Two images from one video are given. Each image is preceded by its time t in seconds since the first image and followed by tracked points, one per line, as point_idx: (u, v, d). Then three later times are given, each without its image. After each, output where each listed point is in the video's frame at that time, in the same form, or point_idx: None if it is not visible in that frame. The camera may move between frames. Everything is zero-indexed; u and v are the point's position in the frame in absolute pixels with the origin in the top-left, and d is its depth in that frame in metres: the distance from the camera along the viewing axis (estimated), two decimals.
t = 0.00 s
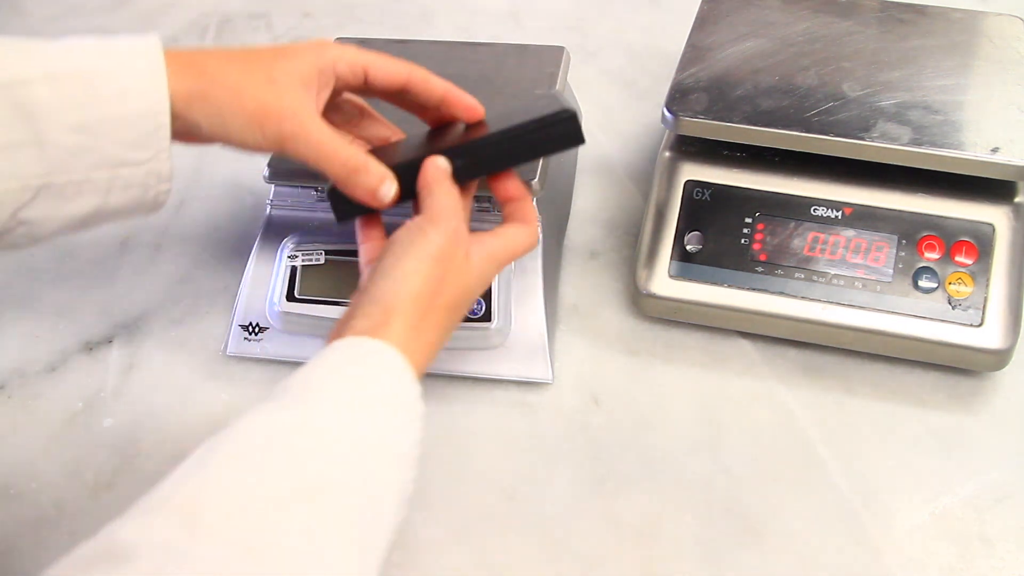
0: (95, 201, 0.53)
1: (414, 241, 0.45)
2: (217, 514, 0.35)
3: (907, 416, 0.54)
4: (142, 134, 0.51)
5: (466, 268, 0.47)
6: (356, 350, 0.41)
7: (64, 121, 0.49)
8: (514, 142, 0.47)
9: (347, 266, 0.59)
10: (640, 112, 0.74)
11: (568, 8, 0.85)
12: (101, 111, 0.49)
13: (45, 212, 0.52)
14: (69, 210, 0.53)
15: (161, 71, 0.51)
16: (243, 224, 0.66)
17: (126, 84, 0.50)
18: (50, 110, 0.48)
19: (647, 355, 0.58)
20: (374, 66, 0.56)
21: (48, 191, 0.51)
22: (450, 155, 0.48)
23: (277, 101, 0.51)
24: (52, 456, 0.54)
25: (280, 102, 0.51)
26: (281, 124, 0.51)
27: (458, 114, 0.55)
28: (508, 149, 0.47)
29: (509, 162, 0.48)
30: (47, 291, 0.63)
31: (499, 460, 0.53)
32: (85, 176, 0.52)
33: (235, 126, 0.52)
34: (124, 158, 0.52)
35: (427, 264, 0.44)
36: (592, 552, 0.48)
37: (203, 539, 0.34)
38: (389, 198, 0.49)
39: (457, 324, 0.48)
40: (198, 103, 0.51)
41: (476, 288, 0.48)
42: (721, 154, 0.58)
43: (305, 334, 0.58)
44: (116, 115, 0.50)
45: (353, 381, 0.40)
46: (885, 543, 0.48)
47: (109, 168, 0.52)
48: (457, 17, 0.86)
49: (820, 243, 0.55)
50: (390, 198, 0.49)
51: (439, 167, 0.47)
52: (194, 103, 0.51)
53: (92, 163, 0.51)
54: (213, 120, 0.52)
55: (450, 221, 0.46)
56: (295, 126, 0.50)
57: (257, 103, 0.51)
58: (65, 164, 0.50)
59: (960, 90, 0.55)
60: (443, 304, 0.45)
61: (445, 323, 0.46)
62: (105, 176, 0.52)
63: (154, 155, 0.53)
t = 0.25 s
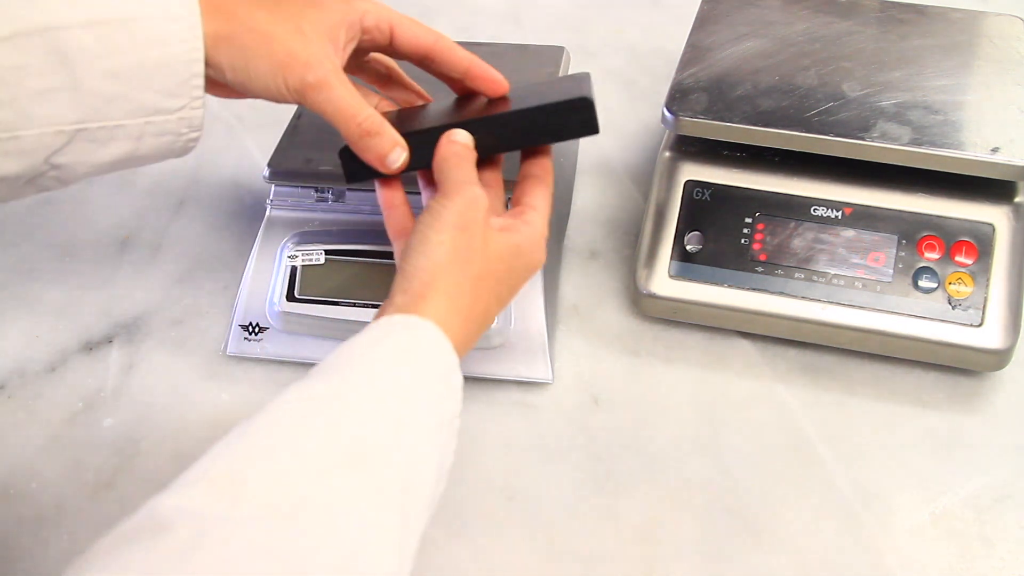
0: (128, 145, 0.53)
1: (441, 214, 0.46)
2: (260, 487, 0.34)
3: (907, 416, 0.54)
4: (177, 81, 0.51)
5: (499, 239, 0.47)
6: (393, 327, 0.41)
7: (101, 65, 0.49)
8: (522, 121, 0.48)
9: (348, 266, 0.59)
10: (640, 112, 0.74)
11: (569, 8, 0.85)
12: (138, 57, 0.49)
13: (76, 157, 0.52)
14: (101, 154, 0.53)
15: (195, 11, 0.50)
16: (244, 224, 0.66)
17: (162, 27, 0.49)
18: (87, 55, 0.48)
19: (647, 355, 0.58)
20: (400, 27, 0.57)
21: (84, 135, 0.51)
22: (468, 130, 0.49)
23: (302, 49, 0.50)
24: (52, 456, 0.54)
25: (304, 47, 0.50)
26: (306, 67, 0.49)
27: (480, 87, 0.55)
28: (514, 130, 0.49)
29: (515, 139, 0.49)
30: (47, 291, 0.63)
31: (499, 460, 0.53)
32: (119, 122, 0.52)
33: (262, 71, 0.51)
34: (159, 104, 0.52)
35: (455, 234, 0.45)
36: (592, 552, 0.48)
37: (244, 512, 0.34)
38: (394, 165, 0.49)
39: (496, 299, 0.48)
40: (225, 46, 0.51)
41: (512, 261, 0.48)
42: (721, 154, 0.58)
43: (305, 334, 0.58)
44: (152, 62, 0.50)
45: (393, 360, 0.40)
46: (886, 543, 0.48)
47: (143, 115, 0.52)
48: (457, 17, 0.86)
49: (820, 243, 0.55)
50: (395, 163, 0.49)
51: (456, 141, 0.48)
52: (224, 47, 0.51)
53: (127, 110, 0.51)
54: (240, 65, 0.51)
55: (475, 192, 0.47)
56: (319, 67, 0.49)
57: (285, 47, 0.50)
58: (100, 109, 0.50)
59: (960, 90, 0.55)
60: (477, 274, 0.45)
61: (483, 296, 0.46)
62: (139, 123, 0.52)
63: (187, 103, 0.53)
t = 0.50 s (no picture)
0: (132, 154, 0.53)
1: (448, 219, 0.46)
2: (264, 491, 0.35)
3: (907, 416, 0.54)
4: (182, 90, 0.51)
5: (508, 243, 0.47)
6: (401, 330, 0.42)
7: (106, 72, 0.48)
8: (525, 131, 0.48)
9: (347, 266, 0.59)
10: (640, 112, 0.74)
11: (569, 7, 0.85)
12: (143, 64, 0.49)
13: (78, 165, 0.52)
14: (103, 163, 0.53)
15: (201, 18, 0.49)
16: (244, 224, 0.66)
17: (168, 35, 0.49)
18: (91, 62, 0.47)
19: (647, 355, 0.58)
20: (405, 35, 0.55)
21: (88, 142, 0.51)
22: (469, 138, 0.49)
23: (303, 64, 0.49)
24: (52, 456, 0.54)
25: (309, 65, 0.50)
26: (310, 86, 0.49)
27: (484, 95, 0.54)
28: (511, 136, 0.48)
29: (514, 144, 0.49)
30: (47, 291, 0.63)
31: (500, 460, 0.53)
32: (122, 131, 0.51)
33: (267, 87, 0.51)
34: (164, 114, 0.51)
35: (465, 238, 0.46)
36: (593, 552, 0.48)
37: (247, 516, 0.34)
38: (393, 177, 0.49)
39: (507, 302, 0.48)
40: (230, 59, 0.51)
41: (521, 264, 0.48)
42: (721, 154, 0.58)
43: (305, 334, 0.58)
44: (158, 70, 0.49)
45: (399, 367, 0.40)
46: (886, 542, 0.48)
47: (147, 124, 0.52)
48: (456, 17, 0.86)
49: (820, 243, 0.55)
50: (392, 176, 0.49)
51: (458, 154, 0.48)
52: (228, 61, 0.51)
53: (131, 118, 0.51)
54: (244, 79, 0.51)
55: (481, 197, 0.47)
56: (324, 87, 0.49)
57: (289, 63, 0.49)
58: (104, 116, 0.50)
59: (960, 90, 0.55)
60: (488, 276, 0.46)
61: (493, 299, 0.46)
62: (143, 131, 0.52)
63: (192, 112, 0.52)
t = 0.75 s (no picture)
0: (113, 161, 0.54)
1: (451, 234, 0.46)
2: (273, 507, 0.35)
3: (907, 416, 0.54)
4: (161, 94, 0.52)
5: (513, 254, 0.48)
6: (410, 345, 0.41)
7: (86, 77, 0.49)
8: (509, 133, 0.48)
9: (347, 265, 0.59)
10: (640, 112, 0.73)
11: (569, 8, 0.85)
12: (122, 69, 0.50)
13: (62, 172, 0.53)
14: (86, 170, 0.53)
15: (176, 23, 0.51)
16: (244, 224, 0.66)
17: (144, 41, 0.50)
18: (71, 68, 0.49)
19: (647, 355, 0.58)
20: (377, 41, 0.57)
21: (70, 149, 0.52)
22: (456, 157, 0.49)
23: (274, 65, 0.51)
24: (52, 456, 0.54)
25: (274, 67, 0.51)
26: (275, 87, 0.50)
27: (463, 95, 0.55)
28: (498, 153, 0.48)
29: (501, 159, 0.49)
30: (46, 292, 0.63)
31: (500, 460, 0.53)
32: (103, 137, 0.52)
33: (235, 91, 0.52)
34: (145, 119, 0.52)
35: (472, 253, 0.46)
36: (593, 552, 0.48)
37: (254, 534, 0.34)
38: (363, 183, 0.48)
39: (515, 312, 0.48)
40: (203, 64, 0.52)
41: (527, 273, 0.48)
42: (721, 154, 0.58)
43: (305, 334, 0.58)
44: (136, 74, 0.50)
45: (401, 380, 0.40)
46: (886, 542, 0.48)
47: (128, 128, 0.52)
48: (456, 17, 0.86)
49: (820, 243, 0.55)
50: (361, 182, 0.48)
51: (448, 176, 0.48)
52: (199, 68, 0.52)
53: (113, 123, 0.52)
54: (215, 85, 0.52)
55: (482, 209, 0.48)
56: (290, 89, 0.50)
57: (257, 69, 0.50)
58: (84, 121, 0.51)
59: (960, 90, 0.55)
60: (495, 287, 0.46)
61: (501, 309, 0.46)
62: (124, 137, 0.53)
63: (172, 117, 0.53)
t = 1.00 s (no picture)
0: (78, 150, 0.58)
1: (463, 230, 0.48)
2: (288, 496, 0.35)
3: (907, 415, 0.54)
4: (125, 83, 0.56)
5: (526, 249, 0.49)
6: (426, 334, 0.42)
7: (54, 71, 0.53)
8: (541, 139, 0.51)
9: (347, 265, 0.59)
10: (640, 112, 0.73)
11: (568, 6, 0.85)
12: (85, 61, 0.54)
13: (29, 165, 0.56)
14: (51, 160, 0.57)
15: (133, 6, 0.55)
16: (243, 224, 0.66)
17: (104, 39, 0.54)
18: (37, 63, 0.52)
19: (647, 355, 0.58)
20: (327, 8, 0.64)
21: (38, 142, 0.55)
22: (488, 172, 0.50)
23: (237, 13, 0.57)
24: (52, 456, 0.54)
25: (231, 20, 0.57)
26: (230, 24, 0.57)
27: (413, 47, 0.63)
28: (529, 156, 0.51)
29: (526, 166, 0.51)
30: (46, 291, 0.63)
31: (500, 460, 0.53)
32: (69, 127, 0.56)
33: (195, 33, 0.58)
34: (108, 108, 0.57)
35: (483, 247, 0.47)
36: (593, 553, 0.48)
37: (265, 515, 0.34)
38: (324, 68, 0.53)
39: (531, 307, 0.49)
40: (160, 33, 0.58)
41: (541, 268, 0.49)
42: (721, 154, 0.58)
43: (305, 334, 0.57)
44: (99, 66, 0.54)
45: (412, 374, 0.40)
46: (885, 542, 0.48)
47: (93, 119, 0.56)
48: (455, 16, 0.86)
49: (820, 243, 0.55)
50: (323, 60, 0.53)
51: (482, 187, 0.49)
52: (161, 29, 0.58)
53: (80, 113, 0.56)
54: (172, 38, 0.58)
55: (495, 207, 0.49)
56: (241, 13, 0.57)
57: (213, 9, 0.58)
58: (52, 113, 0.55)
59: (960, 90, 0.55)
60: (507, 279, 0.47)
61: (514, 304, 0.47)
62: (88, 127, 0.57)
63: (134, 104, 0.58)
